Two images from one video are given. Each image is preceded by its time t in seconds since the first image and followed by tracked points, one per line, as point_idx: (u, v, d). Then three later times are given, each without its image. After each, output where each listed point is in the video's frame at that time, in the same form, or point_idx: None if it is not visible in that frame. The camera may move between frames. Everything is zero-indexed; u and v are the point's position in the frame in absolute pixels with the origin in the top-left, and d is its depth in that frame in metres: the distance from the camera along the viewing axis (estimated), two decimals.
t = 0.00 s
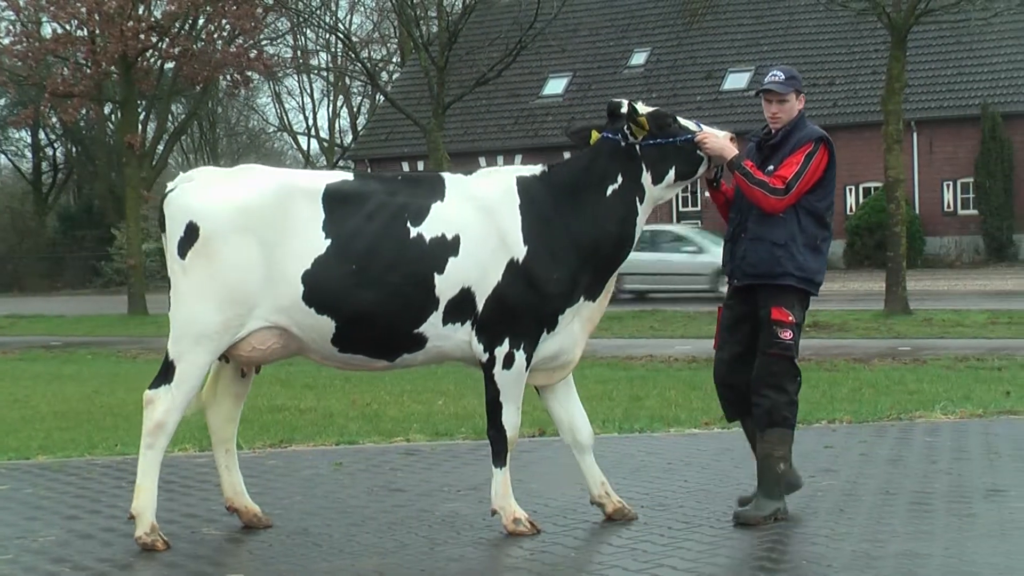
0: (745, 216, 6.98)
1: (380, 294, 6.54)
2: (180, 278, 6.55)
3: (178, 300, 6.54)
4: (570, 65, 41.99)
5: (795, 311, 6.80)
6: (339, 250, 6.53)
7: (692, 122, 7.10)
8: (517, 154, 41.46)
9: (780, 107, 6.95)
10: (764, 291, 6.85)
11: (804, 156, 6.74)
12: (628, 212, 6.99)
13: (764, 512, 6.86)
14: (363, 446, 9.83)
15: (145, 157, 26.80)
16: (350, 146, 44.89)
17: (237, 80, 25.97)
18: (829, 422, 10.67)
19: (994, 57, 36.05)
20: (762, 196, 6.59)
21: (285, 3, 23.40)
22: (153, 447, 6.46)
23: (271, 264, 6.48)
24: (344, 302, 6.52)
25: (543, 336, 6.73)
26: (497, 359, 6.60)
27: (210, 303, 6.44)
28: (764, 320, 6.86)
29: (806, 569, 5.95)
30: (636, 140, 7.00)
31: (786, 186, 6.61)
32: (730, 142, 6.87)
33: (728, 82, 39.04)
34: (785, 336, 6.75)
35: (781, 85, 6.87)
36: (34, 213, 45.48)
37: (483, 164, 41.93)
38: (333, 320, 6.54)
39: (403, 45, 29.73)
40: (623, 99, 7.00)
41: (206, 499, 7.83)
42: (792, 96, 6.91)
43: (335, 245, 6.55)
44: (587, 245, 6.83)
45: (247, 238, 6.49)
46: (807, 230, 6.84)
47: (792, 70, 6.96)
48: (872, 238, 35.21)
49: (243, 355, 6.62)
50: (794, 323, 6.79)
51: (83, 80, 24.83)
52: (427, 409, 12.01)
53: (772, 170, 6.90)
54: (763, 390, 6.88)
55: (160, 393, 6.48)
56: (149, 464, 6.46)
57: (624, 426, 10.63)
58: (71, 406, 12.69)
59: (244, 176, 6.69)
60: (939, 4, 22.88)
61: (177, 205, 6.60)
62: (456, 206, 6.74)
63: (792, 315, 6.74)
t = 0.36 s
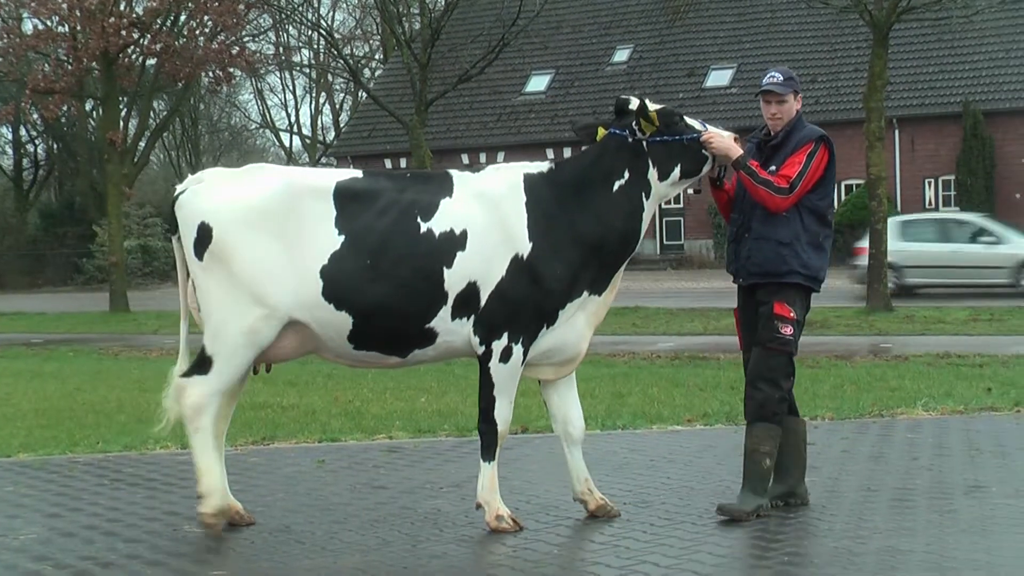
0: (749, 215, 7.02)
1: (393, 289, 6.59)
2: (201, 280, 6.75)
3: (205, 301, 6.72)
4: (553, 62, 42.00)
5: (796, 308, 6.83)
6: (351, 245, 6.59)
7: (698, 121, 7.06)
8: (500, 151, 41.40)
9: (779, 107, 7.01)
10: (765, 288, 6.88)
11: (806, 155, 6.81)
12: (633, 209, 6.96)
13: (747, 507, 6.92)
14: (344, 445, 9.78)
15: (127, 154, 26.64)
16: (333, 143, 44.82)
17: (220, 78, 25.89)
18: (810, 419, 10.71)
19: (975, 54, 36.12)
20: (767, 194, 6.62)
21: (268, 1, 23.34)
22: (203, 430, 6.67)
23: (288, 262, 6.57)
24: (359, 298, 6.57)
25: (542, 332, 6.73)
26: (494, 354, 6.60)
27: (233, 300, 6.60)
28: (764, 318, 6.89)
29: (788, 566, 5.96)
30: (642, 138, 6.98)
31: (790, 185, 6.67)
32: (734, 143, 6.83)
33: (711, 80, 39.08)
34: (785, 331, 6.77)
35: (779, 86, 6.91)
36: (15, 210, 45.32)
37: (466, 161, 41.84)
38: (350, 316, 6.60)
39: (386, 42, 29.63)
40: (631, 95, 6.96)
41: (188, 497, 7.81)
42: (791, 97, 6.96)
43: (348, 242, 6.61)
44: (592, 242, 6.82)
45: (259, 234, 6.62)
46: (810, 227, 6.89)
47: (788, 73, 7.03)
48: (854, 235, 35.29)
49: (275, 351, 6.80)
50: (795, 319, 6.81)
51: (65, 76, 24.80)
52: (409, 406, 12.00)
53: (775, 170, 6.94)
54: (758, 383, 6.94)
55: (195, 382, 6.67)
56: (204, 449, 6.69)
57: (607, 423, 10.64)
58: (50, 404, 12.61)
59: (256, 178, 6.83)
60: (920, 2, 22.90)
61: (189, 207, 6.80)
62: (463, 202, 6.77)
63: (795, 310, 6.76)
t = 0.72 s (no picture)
0: (755, 213, 7.19)
1: (420, 285, 6.54)
2: (232, 282, 6.54)
3: (241, 303, 6.53)
4: (535, 60, 42.06)
5: (803, 303, 7.01)
6: (379, 244, 6.50)
7: (707, 119, 7.17)
8: (482, 150, 41.41)
9: (785, 107, 7.15)
10: (772, 283, 7.05)
11: (812, 153, 6.98)
12: (644, 207, 7.08)
13: (791, 498, 7.07)
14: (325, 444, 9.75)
15: (108, 152, 26.62)
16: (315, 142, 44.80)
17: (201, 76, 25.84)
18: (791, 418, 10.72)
19: (956, 54, 36.27)
20: (775, 193, 6.79)
21: None
22: (301, 453, 6.55)
23: (320, 260, 6.45)
24: (391, 294, 6.51)
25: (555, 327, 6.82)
26: (507, 348, 6.62)
27: (273, 306, 6.45)
28: (773, 312, 7.05)
29: (769, 564, 5.96)
30: (653, 136, 7.09)
31: (798, 183, 6.83)
32: (745, 140, 6.89)
33: (693, 79, 39.18)
34: (793, 327, 6.95)
35: (783, 85, 7.00)
36: None
37: (448, 159, 41.85)
38: (379, 315, 6.53)
39: (368, 41, 29.61)
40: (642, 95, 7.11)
41: (169, 496, 7.79)
42: (796, 97, 7.11)
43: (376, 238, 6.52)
44: (604, 239, 6.93)
45: (289, 233, 6.46)
46: (815, 224, 7.04)
47: (793, 71, 7.16)
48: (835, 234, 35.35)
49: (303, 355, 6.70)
50: (803, 314, 6.99)
51: (46, 75, 24.80)
52: (391, 405, 11.98)
53: (781, 168, 7.11)
54: (769, 378, 7.07)
55: (278, 407, 6.53)
56: (307, 466, 6.56)
57: (588, 422, 10.63)
58: (29, 403, 12.55)
59: (275, 174, 6.65)
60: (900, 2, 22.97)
61: (209, 209, 6.56)
62: (479, 197, 6.76)
63: (801, 306, 6.95)
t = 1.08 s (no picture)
0: (782, 214, 7.22)
1: (460, 281, 6.60)
2: (262, 276, 6.48)
3: (268, 297, 6.49)
4: (523, 60, 42.07)
5: (840, 303, 7.01)
6: (419, 238, 6.54)
7: (729, 121, 7.37)
8: (470, 150, 41.39)
9: (813, 108, 7.17)
10: (805, 284, 7.06)
11: (837, 154, 6.97)
12: (666, 206, 7.27)
13: (853, 494, 7.15)
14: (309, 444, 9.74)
15: (96, 152, 26.61)
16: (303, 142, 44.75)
17: (189, 76, 25.70)
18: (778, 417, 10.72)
19: (944, 55, 36.35)
20: (798, 193, 6.85)
21: None
22: (300, 453, 6.55)
23: (354, 255, 6.43)
24: (427, 291, 6.54)
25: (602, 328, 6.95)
26: (565, 353, 6.74)
27: (305, 299, 6.42)
28: (811, 314, 7.07)
29: (756, 564, 5.96)
30: (675, 137, 7.30)
31: (821, 183, 6.85)
32: (766, 142, 7.11)
33: (681, 79, 39.18)
34: (834, 328, 6.96)
35: (814, 86, 7.09)
36: None
37: (436, 159, 41.84)
38: (418, 309, 6.55)
39: (356, 40, 29.57)
40: (664, 95, 7.27)
41: (156, 495, 7.78)
42: (825, 97, 7.13)
43: (414, 232, 6.55)
44: (632, 239, 7.10)
45: (325, 227, 6.43)
46: (842, 224, 7.04)
47: (825, 73, 7.19)
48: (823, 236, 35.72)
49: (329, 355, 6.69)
50: (842, 315, 6.99)
51: (34, 74, 24.80)
52: (380, 405, 11.98)
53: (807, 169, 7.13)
54: (824, 380, 7.16)
55: (284, 400, 6.53)
56: (303, 468, 6.55)
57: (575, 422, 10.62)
58: (16, 403, 12.51)
59: (307, 168, 6.62)
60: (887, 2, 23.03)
61: (242, 200, 6.50)
62: (511, 196, 6.89)
63: (839, 307, 6.95)
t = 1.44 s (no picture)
0: (803, 212, 7.31)
1: (488, 282, 6.66)
2: (279, 277, 6.51)
3: (283, 298, 6.52)
4: (512, 61, 42.09)
5: (858, 301, 7.13)
6: (444, 239, 6.59)
7: (743, 124, 7.50)
8: (459, 151, 41.35)
9: (831, 107, 7.28)
10: (827, 283, 7.17)
11: (855, 152, 7.06)
12: (685, 210, 7.34)
13: (842, 495, 7.18)
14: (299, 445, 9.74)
15: (84, 152, 26.56)
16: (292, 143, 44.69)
17: (178, 77, 25.65)
18: (767, 418, 10.73)
19: (933, 57, 36.41)
20: (815, 191, 6.94)
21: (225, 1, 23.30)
22: (297, 451, 6.57)
23: (374, 256, 6.47)
24: (451, 291, 6.59)
25: (645, 326, 7.09)
26: (615, 354, 6.96)
27: (322, 298, 6.44)
28: (829, 312, 7.20)
29: (746, 565, 5.96)
30: (693, 142, 7.39)
31: (839, 181, 6.95)
32: (780, 144, 7.24)
33: (670, 80, 39.17)
34: (850, 325, 7.09)
35: (830, 86, 7.20)
36: None
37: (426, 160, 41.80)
38: (444, 310, 6.61)
39: (345, 42, 29.53)
40: (681, 101, 7.36)
41: (145, 497, 7.77)
42: (841, 96, 7.23)
43: (437, 233, 6.60)
44: (657, 237, 7.18)
45: (347, 227, 6.46)
46: (862, 222, 7.13)
47: (841, 72, 7.30)
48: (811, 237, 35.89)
49: (348, 355, 6.69)
50: (858, 313, 7.12)
51: (22, 75, 24.75)
52: (369, 406, 11.99)
53: (824, 168, 7.22)
54: (833, 377, 7.25)
55: (288, 399, 6.56)
56: (297, 469, 6.55)
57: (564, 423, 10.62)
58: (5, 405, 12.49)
59: (328, 169, 6.64)
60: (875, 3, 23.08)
61: (262, 200, 6.53)
62: (537, 198, 6.95)
63: (856, 305, 7.08)
